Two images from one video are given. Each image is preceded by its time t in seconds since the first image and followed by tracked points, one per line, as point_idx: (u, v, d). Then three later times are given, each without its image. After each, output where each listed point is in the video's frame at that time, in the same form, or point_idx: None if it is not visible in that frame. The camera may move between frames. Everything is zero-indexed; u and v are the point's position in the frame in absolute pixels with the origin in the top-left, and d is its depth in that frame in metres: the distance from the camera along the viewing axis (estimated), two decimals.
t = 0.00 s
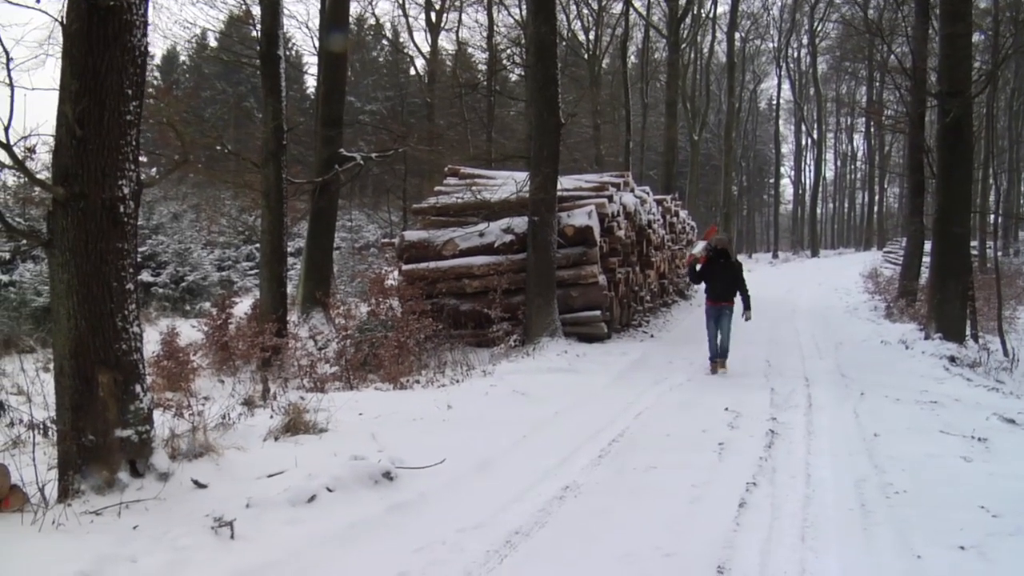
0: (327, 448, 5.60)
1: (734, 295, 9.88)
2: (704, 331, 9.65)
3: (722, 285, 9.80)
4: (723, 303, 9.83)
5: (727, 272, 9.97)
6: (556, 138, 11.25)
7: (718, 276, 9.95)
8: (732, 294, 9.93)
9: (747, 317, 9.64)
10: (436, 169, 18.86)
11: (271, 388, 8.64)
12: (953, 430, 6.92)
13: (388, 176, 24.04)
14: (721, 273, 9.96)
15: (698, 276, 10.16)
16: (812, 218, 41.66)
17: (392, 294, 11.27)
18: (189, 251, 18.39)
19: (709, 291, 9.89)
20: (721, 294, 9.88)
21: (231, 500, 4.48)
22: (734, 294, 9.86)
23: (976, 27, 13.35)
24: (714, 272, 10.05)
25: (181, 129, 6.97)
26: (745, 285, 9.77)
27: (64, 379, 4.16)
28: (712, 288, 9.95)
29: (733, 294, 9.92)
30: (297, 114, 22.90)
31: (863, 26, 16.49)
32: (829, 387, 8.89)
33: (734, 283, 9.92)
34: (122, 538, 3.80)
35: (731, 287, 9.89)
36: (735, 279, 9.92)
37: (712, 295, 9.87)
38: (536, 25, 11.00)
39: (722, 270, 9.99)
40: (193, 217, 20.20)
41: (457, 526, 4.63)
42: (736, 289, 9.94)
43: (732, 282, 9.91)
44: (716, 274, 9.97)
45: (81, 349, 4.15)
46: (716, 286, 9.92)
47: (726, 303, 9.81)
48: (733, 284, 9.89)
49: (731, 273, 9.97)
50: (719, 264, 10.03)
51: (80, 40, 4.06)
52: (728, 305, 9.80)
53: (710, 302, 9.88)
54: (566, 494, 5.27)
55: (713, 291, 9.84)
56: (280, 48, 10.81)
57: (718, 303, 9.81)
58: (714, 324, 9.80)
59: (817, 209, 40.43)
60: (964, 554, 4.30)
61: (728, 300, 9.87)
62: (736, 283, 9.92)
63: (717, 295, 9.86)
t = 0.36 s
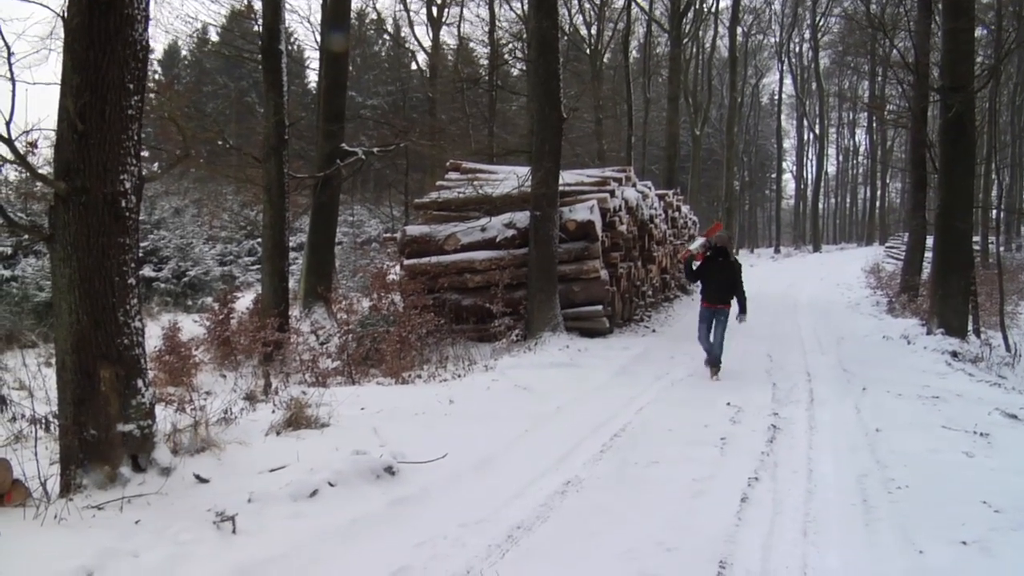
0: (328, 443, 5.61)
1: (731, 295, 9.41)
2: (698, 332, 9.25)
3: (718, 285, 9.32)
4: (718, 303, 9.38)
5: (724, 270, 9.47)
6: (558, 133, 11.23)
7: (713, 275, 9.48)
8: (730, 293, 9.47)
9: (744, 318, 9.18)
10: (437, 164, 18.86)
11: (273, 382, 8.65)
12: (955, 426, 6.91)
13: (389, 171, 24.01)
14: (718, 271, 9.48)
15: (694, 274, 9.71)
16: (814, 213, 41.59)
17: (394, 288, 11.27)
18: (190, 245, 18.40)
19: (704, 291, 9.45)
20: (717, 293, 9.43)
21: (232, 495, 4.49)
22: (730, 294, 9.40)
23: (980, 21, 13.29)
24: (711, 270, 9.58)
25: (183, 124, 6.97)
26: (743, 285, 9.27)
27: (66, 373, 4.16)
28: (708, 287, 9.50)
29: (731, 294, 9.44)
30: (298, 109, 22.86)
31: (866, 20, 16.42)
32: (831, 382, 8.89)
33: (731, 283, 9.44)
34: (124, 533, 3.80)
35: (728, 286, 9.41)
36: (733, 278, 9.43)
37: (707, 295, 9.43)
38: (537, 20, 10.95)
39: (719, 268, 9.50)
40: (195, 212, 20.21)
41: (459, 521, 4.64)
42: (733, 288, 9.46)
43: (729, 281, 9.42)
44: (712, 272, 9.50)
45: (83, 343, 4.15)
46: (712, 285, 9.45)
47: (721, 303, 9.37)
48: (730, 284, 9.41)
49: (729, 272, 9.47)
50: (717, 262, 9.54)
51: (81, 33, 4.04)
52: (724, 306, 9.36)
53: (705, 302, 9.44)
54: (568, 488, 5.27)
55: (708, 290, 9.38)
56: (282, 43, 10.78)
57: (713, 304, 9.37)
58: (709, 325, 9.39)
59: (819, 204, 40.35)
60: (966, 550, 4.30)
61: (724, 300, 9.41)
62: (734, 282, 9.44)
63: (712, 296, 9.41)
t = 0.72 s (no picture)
0: (332, 438, 5.61)
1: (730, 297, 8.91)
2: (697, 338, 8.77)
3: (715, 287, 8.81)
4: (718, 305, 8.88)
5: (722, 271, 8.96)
6: (561, 129, 11.20)
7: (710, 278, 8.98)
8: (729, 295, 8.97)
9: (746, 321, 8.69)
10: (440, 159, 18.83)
11: (276, 377, 8.68)
12: (958, 423, 6.90)
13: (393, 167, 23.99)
14: (715, 272, 8.96)
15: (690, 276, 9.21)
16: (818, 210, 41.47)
17: (397, 284, 11.28)
18: (194, 240, 18.43)
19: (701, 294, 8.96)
20: (716, 295, 8.93)
21: (236, 490, 4.50)
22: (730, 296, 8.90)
23: (986, 18, 13.21)
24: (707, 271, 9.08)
25: (187, 120, 6.96)
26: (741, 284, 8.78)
27: (70, 367, 4.17)
28: (705, 289, 9.01)
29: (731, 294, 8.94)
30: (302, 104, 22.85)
31: (871, 16, 16.34)
32: (835, 378, 8.87)
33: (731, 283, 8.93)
34: (127, 528, 3.81)
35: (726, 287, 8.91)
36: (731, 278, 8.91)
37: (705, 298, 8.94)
38: (541, 15, 10.92)
39: (716, 268, 8.99)
40: (198, 207, 20.23)
41: (463, 517, 4.64)
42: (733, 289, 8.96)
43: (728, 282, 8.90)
44: (709, 273, 9.00)
45: (86, 338, 4.16)
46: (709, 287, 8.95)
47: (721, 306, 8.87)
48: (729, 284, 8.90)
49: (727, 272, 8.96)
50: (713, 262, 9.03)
51: (85, 29, 4.04)
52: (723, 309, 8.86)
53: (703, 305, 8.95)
54: (571, 484, 5.27)
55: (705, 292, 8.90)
56: (286, 38, 10.78)
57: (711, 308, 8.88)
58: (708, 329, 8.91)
59: (823, 201, 40.24)
60: (969, 547, 4.29)
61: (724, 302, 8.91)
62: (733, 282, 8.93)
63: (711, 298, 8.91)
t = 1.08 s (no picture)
0: (337, 437, 5.61)
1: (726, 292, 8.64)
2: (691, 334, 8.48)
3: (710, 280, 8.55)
4: (713, 299, 8.60)
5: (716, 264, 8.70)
6: (565, 126, 11.19)
7: (705, 271, 8.72)
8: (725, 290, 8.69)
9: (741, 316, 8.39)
10: (443, 158, 18.82)
11: (281, 375, 8.69)
12: (964, 420, 6.87)
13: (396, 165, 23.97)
14: (709, 265, 8.71)
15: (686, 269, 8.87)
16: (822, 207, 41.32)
17: (402, 282, 11.28)
18: (198, 239, 18.46)
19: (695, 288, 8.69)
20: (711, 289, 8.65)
21: (242, 488, 4.50)
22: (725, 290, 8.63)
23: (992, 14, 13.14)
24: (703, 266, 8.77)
25: (192, 120, 6.97)
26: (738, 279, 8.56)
27: (76, 366, 4.18)
28: (699, 283, 8.75)
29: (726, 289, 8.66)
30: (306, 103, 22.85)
31: (876, 12, 16.27)
32: (840, 376, 8.84)
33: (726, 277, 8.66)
34: (133, 526, 3.82)
35: (722, 281, 8.64)
36: (726, 272, 8.66)
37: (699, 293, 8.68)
38: (545, 13, 10.89)
39: (711, 261, 8.74)
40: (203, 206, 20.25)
41: (468, 515, 4.64)
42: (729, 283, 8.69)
43: (723, 276, 8.64)
44: (703, 267, 8.75)
45: (92, 336, 4.17)
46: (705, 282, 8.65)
47: (716, 300, 8.58)
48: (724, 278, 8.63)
49: (722, 265, 8.70)
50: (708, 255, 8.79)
51: (90, 28, 4.05)
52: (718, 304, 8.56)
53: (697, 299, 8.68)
54: (577, 482, 5.26)
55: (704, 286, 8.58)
56: (290, 36, 10.79)
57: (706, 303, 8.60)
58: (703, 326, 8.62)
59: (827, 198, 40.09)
60: (977, 545, 4.27)
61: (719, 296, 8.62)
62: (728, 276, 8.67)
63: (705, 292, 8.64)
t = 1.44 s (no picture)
0: (343, 435, 5.62)
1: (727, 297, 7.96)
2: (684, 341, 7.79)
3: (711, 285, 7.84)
4: (712, 305, 7.92)
5: (717, 267, 7.97)
6: (572, 124, 11.16)
7: (705, 274, 7.97)
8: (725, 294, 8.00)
9: (742, 325, 7.76)
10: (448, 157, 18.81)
11: (287, 373, 8.70)
12: (971, 418, 6.83)
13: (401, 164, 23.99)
14: (710, 268, 7.98)
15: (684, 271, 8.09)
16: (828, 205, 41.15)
17: (408, 280, 11.29)
18: (204, 238, 18.51)
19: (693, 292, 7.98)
20: (710, 294, 7.96)
21: (248, 486, 4.51)
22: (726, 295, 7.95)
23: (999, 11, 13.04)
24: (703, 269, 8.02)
25: (199, 119, 6.97)
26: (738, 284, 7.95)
27: (83, 365, 4.19)
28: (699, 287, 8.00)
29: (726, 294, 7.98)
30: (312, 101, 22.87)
31: (883, 10, 16.17)
32: (846, 374, 8.81)
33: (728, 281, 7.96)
34: (140, 524, 3.83)
35: (722, 286, 7.95)
36: (728, 275, 7.95)
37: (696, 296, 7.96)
38: (551, 11, 10.87)
39: (710, 264, 8.01)
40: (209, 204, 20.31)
41: (474, 513, 4.64)
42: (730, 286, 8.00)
43: (725, 280, 7.94)
44: (702, 269, 8.01)
45: (99, 334, 4.18)
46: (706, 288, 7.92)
47: (716, 306, 7.90)
48: (726, 282, 7.93)
49: (724, 268, 7.98)
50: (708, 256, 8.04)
51: (96, 27, 4.05)
52: (717, 310, 7.88)
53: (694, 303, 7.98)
54: (583, 480, 5.26)
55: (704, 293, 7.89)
56: (296, 35, 10.79)
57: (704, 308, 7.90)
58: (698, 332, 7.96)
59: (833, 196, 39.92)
60: (984, 543, 4.24)
61: (718, 302, 7.94)
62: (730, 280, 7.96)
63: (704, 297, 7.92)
